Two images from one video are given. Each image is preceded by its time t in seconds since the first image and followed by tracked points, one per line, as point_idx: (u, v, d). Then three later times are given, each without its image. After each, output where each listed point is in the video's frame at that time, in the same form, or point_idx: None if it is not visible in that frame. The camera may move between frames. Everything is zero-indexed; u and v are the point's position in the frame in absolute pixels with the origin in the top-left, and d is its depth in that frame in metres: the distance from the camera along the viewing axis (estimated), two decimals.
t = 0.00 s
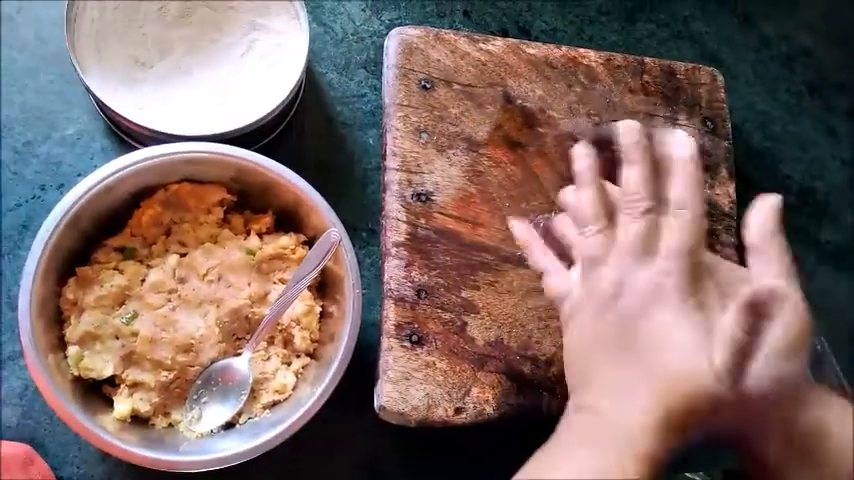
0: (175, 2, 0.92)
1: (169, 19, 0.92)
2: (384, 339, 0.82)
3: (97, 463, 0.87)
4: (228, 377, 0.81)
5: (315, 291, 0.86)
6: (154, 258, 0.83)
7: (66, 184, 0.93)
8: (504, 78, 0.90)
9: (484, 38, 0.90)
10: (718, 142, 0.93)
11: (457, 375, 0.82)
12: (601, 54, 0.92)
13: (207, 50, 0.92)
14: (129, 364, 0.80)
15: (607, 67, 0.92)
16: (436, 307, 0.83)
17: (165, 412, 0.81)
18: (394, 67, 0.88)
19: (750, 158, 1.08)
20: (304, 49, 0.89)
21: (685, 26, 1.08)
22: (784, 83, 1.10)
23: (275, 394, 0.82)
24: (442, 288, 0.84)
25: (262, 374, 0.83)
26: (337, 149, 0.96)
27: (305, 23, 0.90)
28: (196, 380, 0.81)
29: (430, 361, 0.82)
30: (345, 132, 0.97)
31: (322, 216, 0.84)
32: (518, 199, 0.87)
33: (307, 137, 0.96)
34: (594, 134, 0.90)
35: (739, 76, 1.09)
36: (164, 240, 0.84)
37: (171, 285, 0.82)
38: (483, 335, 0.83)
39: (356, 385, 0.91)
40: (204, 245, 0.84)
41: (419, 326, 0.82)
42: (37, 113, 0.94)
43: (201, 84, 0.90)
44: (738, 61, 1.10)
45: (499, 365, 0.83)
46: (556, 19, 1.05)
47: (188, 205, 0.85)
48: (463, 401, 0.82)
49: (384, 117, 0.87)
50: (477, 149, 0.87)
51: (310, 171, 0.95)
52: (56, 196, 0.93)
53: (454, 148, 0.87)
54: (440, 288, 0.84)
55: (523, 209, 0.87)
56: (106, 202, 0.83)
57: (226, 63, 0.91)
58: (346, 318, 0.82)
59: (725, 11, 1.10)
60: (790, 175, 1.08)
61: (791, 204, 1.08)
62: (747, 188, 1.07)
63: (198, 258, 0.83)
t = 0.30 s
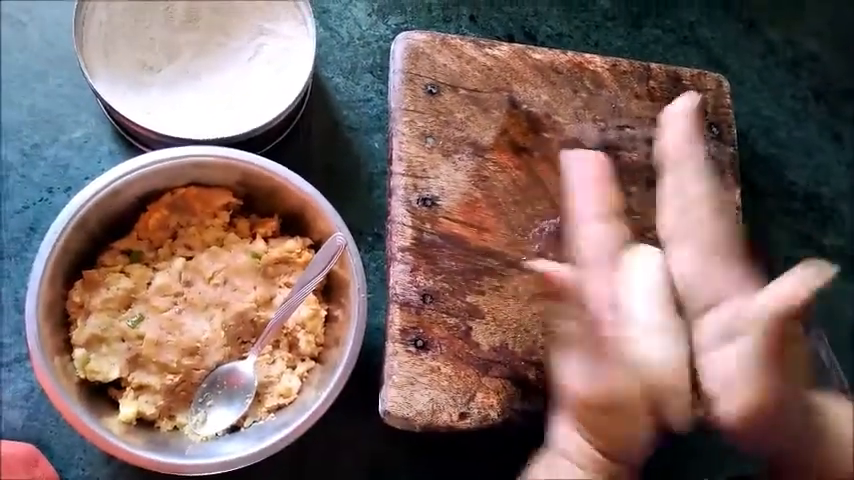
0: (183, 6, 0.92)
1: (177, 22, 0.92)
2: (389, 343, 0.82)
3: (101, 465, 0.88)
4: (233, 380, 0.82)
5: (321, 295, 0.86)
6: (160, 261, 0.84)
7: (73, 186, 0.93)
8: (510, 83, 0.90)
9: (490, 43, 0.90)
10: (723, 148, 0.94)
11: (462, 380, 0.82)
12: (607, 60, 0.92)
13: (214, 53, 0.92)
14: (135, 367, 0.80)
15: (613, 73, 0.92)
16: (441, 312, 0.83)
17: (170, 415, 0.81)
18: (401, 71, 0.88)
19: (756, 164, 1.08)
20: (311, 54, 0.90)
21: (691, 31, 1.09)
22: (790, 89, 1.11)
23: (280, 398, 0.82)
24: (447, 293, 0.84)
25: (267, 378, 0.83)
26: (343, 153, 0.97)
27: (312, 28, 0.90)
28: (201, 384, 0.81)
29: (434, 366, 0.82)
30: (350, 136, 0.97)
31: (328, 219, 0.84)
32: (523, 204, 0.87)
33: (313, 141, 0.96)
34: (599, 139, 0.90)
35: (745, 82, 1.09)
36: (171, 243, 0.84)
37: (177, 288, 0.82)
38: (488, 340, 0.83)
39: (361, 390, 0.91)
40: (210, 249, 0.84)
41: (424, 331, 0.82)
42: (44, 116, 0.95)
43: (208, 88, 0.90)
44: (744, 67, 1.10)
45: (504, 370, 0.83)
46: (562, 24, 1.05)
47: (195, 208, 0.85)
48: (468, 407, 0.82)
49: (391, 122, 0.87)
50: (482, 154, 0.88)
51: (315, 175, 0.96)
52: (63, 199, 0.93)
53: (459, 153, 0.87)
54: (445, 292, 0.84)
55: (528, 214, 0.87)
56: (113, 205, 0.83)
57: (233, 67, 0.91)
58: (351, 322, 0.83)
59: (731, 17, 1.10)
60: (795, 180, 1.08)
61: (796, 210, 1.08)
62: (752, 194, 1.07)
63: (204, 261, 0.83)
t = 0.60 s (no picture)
0: (187, 13, 0.93)
1: (181, 30, 0.92)
2: (391, 350, 0.82)
3: (104, 470, 0.88)
4: (235, 386, 0.82)
5: (324, 302, 0.86)
6: (164, 268, 0.84)
7: (78, 192, 0.94)
8: (513, 91, 0.90)
9: (494, 51, 0.90)
10: (726, 156, 0.94)
11: (464, 388, 0.82)
12: (610, 67, 0.93)
13: (219, 60, 0.92)
14: (138, 372, 0.80)
15: (616, 80, 0.92)
16: (444, 319, 0.83)
17: (172, 421, 0.81)
18: (404, 79, 0.88)
19: (759, 172, 1.08)
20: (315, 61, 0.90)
21: (694, 39, 1.09)
22: (794, 97, 1.11)
23: (282, 404, 0.83)
24: (449, 300, 0.84)
25: (270, 384, 0.83)
26: (346, 160, 0.97)
27: (316, 35, 0.90)
28: (203, 390, 0.81)
29: (437, 373, 0.82)
30: (354, 143, 0.97)
31: (331, 226, 0.84)
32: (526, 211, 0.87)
33: (316, 147, 0.96)
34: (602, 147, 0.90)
35: (748, 90, 1.09)
36: (174, 249, 0.85)
37: (180, 294, 0.82)
38: (490, 348, 0.83)
39: (364, 396, 0.91)
40: (214, 255, 0.84)
41: (427, 338, 0.83)
42: (49, 122, 0.95)
43: (212, 94, 0.91)
44: (747, 75, 1.10)
45: (506, 377, 0.83)
46: (566, 32, 1.05)
47: (198, 214, 0.85)
48: (470, 414, 0.82)
49: (394, 129, 0.88)
50: (485, 161, 0.88)
51: (319, 182, 0.96)
52: (67, 205, 0.93)
53: (462, 160, 0.87)
54: (447, 299, 0.84)
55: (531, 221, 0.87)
56: (116, 211, 0.83)
57: (237, 74, 0.92)
58: (354, 329, 0.83)
59: (734, 25, 1.10)
60: (799, 188, 1.08)
61: (800, 218, 1.08)
62: (756, 202, 1.07)
63: (207, 267, 0.84)
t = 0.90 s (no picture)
0: (196, 20, 0.93)
1: (189, 36, 0.93)
2: (396, 357, 0.82)
3: (109, 474, 0.88)
4: (240, 392, 0.82)
5: (329, 308, 0.87)
6: (170, 273, 0.84)
7: (85, 197, 0.94)
8: (519, 99, 0.90)
9: (500, 59, 0.91)
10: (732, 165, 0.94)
11: (468, 395, 0.82)
12: (616, 76, 0.93)
13: (227, 66, 0.93)
14: (143, 377, 0.81)
15: (622, 89, 0.92)
16: (448, 326, 0.83)
17: (177, 426, 0.81)
18: (411, 87, 0.89)
19: (765, 180, 1.08)
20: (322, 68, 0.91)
21: (700, 48, 1.09)
22: (799, 106, 1.11)
23: (287, 410, 0.83)
24: (454, 307, 0.84)
25: (274, 390, 0.83)
26: (353, 166, 0.97)
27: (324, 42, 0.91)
28: (208, 395, 0.81)
29: (441, 380, 0.82)
30: (361, 150, 0.98)
31: (337, 233, 0.85)
32: (531, 219, 0.88)
33: (323, 154, 0.97)
34: (608, 156, 0.90)
35: (754, 99, 1.09)
36: (181, 254, 0.85)
37: (186, 299, 0.83)
38: (494, 355, 0.84)
39: (368, 402, 0.92)
40: (220, 260, 0.85)
41: (431, 345, 0.83)
42: (58, 127, 0.96)
43: (220, 100, 0.91)
44: (753, 84, 1.10)
45: (510, 385, 0.83)
46: (572, 40, 1.06)
47: (205, 220, 0.86)
48: (474, 421, 0.82)
49: (400, 137, 0.88)
50: (491, 169, 0.88)
51: (325, 188, 0.96)
52: (75, 209, 0.94)
53: (468, 168, 0.88)
54: (452, 306, 0.84)
55: (536, 229, 0.87)
56: (123, 216, 0.84)
57: (245, 80, 0.92)
58: (359, 335, 0.83)
59: (741, 34, 1.10)
60: (805, 197, 1.08)
61: (805, 227, 1.08)
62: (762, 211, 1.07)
63: (213, 273, 0.84)
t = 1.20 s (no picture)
0: (202, 28, 0.94)
1: (195, 44, 0.93)
2: (401, 365, 0.82)
3: None
4: (246, 399, 0.82)
5: (334, 316, 0.87)
6: (177, 280, 0.85)
7: (93, 204, 0.95)
8: (524, 107, 0.90)
9: (505, 67, 0.91)
10: (737, 173, 0.94)
11: (474, 403, 0.82)
12: (622, 84, 0.93)
13: (233, 73, 0.93)
14: (150, 384, 0.81)
15: (627, 97, 0.92)
16: (453, 334, 0.84)
17: (184, 433, 0.82)
18: (416, 95, 0.89)
19: (771, 187, 1.08)
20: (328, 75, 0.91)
21: (705, 55, 1.09)
22: (806, 113, 1.11)
23: (293, 417, 0.83)
24: (459, 315, 0.84)
25: (280, 397, 0.83)
26: (358, 174, 0.97)
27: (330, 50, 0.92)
28: (214, 403, 0.82)
29: (446, 388, 0.82)
30: (366, 157, 0.98)
31: (343, 241, 0.85)
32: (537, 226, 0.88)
33: (329, 161, 0.97)
34: (613, 163, 0.91)
35: (760, 106, 1.09)
36: (187, 262, 0.85)
37: (192, 307, 0.83)
38: (500, 363, 0.84)
39: (373, 408, 0.92)
40: (226, 268, 0.85)
41: (436, 353, 0.83)
42: (66, 134, 0.96)
43: (226, 108, 0.92)
44: (759, 91, 1.10)
45: (516, 393, 0.83)
46: (578, 47, 1.06)
47: (211, 227, 0.86)
48: (479, 429, 0.82)
49: (406, 144, 0.88)
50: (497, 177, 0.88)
51: (331, 195, 0.97)
52: (83, 217, 0.94)
53: (473, 175, 0.88)
54: (457, 314, 0.84)
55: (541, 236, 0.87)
56: (130, 223, 0.84)
57: (251, 87, 0.93)
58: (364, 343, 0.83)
59: (747, 41, 1.10)
60: (811, 204, 1.08)
61: (812, 234, 1.08)
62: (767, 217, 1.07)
63: (219, 280, 0.84)
